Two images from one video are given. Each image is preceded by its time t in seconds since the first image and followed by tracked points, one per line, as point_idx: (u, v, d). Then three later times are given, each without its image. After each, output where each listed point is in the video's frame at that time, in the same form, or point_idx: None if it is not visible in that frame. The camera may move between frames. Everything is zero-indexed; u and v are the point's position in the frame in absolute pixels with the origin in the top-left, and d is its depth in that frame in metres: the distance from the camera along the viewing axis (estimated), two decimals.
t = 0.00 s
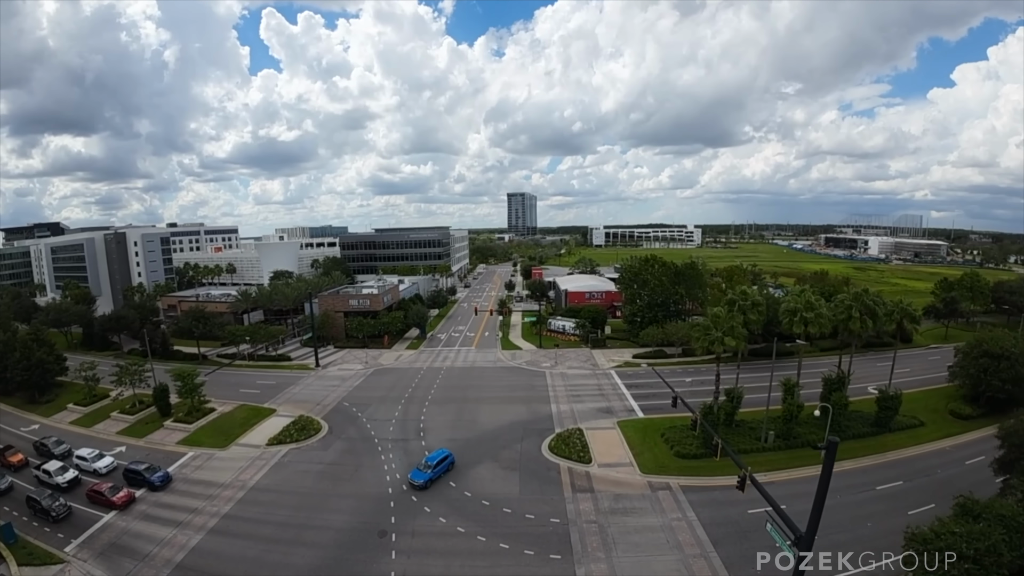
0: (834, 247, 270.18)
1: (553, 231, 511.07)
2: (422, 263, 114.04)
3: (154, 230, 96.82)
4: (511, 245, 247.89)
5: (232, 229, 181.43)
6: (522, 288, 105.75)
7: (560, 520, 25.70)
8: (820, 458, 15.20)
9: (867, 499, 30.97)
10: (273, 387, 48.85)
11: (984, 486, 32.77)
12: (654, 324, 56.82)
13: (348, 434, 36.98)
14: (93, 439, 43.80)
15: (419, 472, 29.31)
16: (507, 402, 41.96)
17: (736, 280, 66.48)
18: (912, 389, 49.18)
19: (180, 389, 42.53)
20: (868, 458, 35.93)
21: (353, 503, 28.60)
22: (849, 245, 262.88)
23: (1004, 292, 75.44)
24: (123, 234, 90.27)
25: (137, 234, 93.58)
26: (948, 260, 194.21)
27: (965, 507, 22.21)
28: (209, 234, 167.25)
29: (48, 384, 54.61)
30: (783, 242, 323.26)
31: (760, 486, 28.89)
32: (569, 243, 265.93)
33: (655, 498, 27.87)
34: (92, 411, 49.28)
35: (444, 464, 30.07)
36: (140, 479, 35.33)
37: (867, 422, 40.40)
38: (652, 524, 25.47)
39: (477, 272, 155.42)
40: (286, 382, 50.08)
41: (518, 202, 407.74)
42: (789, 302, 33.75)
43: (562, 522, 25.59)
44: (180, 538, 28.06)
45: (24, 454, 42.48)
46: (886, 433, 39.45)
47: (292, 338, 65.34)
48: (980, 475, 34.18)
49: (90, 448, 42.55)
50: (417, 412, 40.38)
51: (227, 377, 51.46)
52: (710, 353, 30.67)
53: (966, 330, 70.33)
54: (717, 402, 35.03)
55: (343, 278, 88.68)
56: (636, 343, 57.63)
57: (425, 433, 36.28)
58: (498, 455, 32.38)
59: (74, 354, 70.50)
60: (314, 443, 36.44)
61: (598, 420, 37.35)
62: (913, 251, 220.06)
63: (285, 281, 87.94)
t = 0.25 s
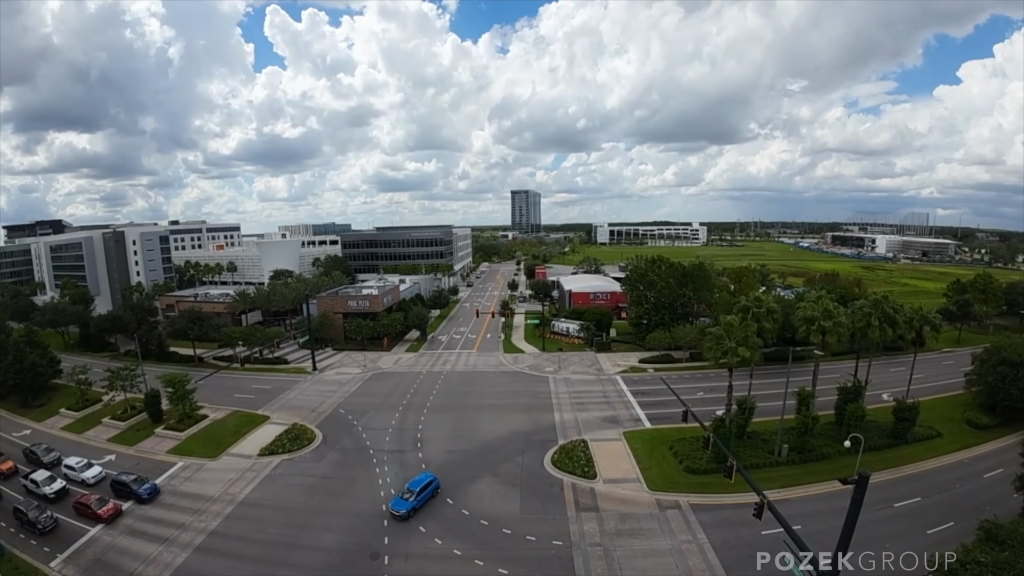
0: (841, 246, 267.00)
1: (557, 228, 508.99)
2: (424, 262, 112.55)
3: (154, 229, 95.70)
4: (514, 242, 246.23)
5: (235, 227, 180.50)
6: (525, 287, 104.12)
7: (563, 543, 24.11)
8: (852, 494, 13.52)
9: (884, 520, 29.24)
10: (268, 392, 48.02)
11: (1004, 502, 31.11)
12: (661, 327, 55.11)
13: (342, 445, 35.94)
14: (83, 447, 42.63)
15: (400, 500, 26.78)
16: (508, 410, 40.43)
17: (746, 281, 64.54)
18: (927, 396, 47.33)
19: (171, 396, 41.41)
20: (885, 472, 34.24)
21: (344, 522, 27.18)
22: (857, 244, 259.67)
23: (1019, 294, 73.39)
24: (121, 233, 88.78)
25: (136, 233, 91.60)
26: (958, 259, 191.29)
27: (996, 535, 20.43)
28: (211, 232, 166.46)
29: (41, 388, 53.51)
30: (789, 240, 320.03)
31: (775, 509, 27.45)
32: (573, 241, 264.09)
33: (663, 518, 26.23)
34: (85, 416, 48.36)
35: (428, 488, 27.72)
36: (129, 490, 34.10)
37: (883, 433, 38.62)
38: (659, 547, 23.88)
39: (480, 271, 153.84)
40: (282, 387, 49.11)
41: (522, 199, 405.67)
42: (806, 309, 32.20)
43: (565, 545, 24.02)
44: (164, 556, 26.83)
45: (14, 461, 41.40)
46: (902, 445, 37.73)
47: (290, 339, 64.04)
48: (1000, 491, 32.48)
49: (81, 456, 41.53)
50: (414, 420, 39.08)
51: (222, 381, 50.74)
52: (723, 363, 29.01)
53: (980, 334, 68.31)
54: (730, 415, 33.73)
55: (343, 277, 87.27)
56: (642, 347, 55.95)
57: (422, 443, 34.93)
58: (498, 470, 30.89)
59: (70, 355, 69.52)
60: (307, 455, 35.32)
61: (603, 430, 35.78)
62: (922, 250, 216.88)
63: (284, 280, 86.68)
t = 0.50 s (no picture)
0: (848, 244, 263.97)
1: (561, 226, 506.38)
2: (426, 261, 111.13)
3: (153, 227, 94.59)
4: (518, 240, 244.36)
5: (237, 225, 179.60)
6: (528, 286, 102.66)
7: (565, 567, 22.68)
8: (884, 534, 12.09)
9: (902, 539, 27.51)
10: (263, 397, 47.12)
11: None
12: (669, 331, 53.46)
13: (337, 455, 34.75)
14: (76, 454, 41.67)
15: (378, 535, 24.22)
16: (510, 417, 38.93)
17: (755, 281, 62.61)
18: (943, 404, 45.53)
19: (163, 403, 40.49)
20: (902, 486, 32.50)
21: (335, 541, 25.88)
22: (864, 242, 256.31)
23: None
24: (120, 232, 87.60)
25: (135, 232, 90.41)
26: (968, 258, 188.16)
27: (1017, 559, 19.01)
28: (213, 230, 165.52)
29: (34, 391, 52.44)
30: (795, 237, 316.62)
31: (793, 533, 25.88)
32: (577, 238, 262.02)
33: (671, 539, 24.76)
34: (77, 421, 47.45)
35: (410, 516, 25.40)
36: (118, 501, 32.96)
37: (900, 445, 36.92)
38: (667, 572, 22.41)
39: (483, 269, 152.34)
40: (278, 392, 48.07)
41: (525, 196, 403.47)
42: (824, 316, 31.02)
43: (567, 569, 22.59)
44: None
45: (5, 468, 40.40)
46: (920, 458, 36.01)
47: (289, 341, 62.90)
48: None
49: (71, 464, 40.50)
50: (412, 428, 37.75)
51: (217, 386, 49.89)
52: (737, 374, 27.35)
53: (994, 337, 66.35)
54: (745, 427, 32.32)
55: (343, 277, 86.02)
56: (648, 349, 54.57)
57: (419, 454, 33.59)
58: (497, 484, 29.56)
59: (67, 356, 68.57)
60: (301, 467, 34.14)
61: (608, 441, 34.27)
62: (930, 249, 213.55)
63: (284, 279, 85.50)
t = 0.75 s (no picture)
0: (855, 242, 260.90)
1: (565, 222, 504.03)
2: (429, 259, 109.71)
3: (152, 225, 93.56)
4: (521, 238, 242.76)
5: (238, 222, 178.71)
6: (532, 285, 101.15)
7: None
8: None
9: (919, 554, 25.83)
10: (259, 401, 46.21)
11: None
12: (676, 334, 51.80)
13: (331, 466, 33.52)
14: (68, 462, 40.81)
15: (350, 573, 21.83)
16: (512, 425, 37.50)
17: (765, 282, 60.88)
18: (960, 412, 43.79)
19: (154, 410, 39.49)
20: (921, 502, 30.74)
21: (326, 560, 24.57)
22: (871, 240, 253.23)
23: None
24: (118, 230, 86.58)
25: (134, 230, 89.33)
26: (978, 257, 185.28)
27: None
28: (215, 227, 164.38)
29: (28, 394, 51.28)
30: (802, 235, 313.28)
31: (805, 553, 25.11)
32: (582, 235, 259.99)
33: (681, 561, 23.24)
34: (70, 425, 46.59)
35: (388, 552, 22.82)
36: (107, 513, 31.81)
37: (917, 457, 35.27)
38: None
39: (486, 267, 150.84)
40: (274, 397, 47.02)
41: (529, 193, 401.38)
42: (845, 325, 30.41)
43: None
44: None
45: None
46: (938, 471, 34.34)
47: (287, 342, 61.75)
48: None
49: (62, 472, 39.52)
50: (410, 437, 36.41)
51: (213, 390, 49.03)
52: (752, 387, 25.76)
53: (1009, 341, 64.43)
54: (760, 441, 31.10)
55: (344, 276, 84.76)
56: (655, 353, 53.14)
57: (417, 465, 32.26)
58: (497, 499, 28.21)
59: (63, 357, 67.55)
60: (294, 478, 32.95)
61: (614, 453, 32.85)
62: (939, 248, 210.34)
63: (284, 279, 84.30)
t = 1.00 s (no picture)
0: (863, 240, 257.46)
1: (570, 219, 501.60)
2: (431, 257, 108.35)
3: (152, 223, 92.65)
4: (526, 234, 241.13)
5: (242, 219, 178.13)
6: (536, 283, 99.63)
7: None
8: None
9: (931, 567, 24.97)
10: (255, 406, 45.53)
11: None
12: (685, 337, 50.22)
13: (325, 477, 32.53)
14: (61, 469, 40.31)
15: None
16: (514, 432, 36.16)
17: (776, 284, 59.15)
18: (978, 421, 42.02)
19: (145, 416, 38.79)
20: (937, 520, 29.12)
21: None
22: (879, 238, 249.95)
23: None
24: (117, 228, 85.54)
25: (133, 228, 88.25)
26: (988, 257, 182.04)
27: None
28: (217, 224, 163.83)
29: (22, 398, 50.12)
30: (808, 232, 309.43)
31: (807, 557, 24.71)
32: (587, 232, 257.89)
33: None
34: (64, 428, 46.15)
35: None
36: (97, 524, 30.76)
37: (935, 470, 33.61)
38: None
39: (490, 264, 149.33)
40: (270, 401, 46.25)
41: (534, 190, 399.19)
42: (867, 333, 29.77)
43: None
44: None
45: None
46: (956, 485, 32.66)
47: (285, 344, 60.70)
48: None
49: (52, 480, 38.99)
50: (408, 445, 35.28)
51: (207, 395, 48.47)
52: (769, 400, 24.34)
53: None
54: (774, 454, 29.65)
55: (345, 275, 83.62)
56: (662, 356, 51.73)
57: (414, 476, 31.10)
58: (496, 514, 26.89)
59: (62, 357, 66.91)
60: (286, 489, 31.95)
61: (619, 463, 31.33)
62: (948, 247, 207.00)
63: (284, 277, 83.29)
